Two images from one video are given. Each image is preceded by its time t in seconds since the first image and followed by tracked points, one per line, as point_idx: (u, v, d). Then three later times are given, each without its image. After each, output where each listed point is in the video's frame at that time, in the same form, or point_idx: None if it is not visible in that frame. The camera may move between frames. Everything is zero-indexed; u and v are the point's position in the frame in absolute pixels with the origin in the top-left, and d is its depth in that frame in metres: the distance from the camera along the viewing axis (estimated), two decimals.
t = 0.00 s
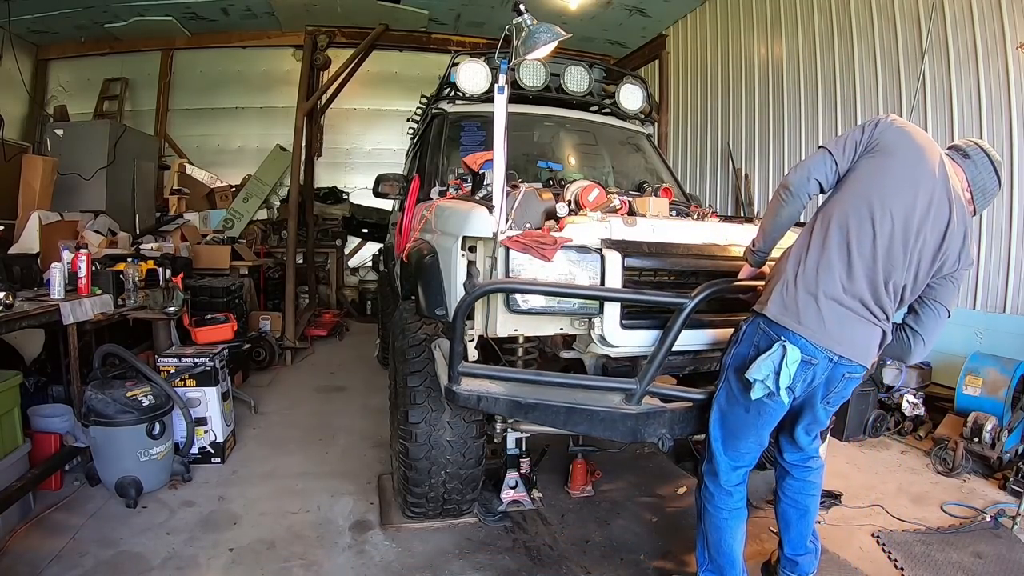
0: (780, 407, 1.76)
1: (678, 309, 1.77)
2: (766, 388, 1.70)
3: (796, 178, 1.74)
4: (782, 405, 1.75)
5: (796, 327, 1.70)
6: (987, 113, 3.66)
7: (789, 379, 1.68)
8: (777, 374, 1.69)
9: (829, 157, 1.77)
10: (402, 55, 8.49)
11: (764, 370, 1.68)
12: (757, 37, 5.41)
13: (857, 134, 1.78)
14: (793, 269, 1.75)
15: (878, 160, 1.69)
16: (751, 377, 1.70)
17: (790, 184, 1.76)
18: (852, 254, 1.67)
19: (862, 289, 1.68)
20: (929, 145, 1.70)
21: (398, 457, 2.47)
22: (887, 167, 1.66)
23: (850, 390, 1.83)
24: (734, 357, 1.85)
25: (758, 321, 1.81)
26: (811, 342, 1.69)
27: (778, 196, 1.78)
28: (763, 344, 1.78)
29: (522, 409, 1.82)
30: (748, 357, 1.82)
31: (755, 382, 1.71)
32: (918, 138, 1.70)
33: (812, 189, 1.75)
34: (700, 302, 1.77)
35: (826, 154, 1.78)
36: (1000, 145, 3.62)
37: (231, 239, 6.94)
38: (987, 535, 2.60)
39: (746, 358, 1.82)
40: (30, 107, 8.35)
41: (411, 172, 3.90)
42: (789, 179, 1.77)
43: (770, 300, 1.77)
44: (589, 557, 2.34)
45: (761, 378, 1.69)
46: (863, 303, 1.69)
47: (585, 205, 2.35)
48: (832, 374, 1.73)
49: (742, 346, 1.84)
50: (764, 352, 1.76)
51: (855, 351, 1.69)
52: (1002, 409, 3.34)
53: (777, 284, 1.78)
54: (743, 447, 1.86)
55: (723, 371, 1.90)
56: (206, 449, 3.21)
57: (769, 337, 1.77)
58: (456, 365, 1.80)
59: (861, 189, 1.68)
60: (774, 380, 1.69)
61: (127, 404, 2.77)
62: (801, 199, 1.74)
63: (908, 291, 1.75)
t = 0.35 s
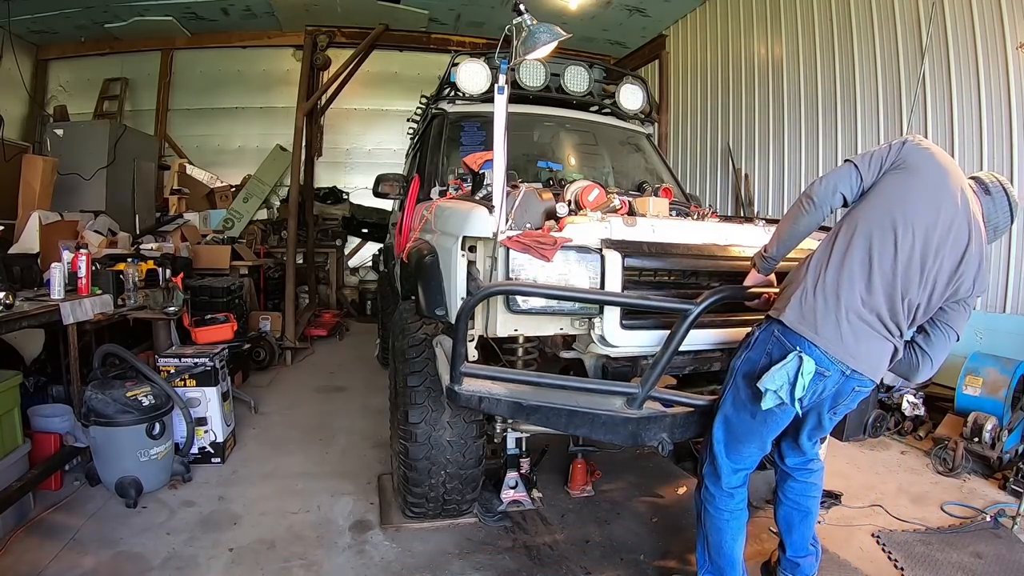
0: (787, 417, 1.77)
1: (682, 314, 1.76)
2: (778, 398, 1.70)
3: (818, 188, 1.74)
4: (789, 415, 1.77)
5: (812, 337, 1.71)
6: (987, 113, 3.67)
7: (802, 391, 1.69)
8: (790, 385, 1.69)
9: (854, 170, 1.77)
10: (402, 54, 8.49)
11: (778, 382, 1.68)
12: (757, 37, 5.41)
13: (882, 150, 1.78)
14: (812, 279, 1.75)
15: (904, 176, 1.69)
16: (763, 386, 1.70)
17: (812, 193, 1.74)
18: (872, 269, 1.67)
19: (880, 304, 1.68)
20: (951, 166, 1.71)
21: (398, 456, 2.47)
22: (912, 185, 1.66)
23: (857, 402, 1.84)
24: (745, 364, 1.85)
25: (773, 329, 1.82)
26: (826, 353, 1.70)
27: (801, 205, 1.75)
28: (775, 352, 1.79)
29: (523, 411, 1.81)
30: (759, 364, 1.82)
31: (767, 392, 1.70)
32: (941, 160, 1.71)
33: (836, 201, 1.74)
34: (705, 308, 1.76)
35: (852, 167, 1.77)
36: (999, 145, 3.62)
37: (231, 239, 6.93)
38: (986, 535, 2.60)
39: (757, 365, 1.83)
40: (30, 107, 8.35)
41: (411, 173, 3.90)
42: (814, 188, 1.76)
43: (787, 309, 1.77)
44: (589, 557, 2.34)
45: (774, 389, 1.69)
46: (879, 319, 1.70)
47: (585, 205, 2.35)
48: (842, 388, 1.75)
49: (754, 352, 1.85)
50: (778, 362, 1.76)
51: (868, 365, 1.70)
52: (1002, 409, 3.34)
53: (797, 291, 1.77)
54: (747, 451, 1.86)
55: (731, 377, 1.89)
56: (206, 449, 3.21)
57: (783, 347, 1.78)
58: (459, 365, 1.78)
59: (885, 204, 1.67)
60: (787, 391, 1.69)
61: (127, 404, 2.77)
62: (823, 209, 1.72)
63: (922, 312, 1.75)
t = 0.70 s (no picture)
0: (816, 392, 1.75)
1: (712, 298, 1.71)
2: (797, 372, 1.69)
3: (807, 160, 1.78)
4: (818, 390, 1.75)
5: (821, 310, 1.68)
6: (987, 113, 3.67)
7: (821, 361, 1.68)
8: (808, 359, 1.68)
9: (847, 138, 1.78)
10: (402, 55, 8.49)
11: (796, 355, 1.68)
12: (757, 37, 5.41)
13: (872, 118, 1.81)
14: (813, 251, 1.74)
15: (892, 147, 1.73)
16: (781, 362, 1.69)
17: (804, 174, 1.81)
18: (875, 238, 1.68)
19: (886, 274, 1.69)
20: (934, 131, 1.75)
21: (398, 456, 2.47)
22: (898, 156, 1.70)
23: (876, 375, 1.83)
24: (758, 349, 1.82)
25: (781, 308, 1.79)
26: (839, 323, 1.68)
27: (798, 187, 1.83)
28: (787, 331, 1.77)
29: (545, 397, 1.76)
30: (772, 346, 1.80)
31: (785, 367, 1.69)
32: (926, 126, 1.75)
33: (828, 168, 1.76)
34: (736, 293, 1.71)
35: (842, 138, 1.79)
36: (999, 145, 3.62)
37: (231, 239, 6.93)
38: (986, 535, 2.60)
39: (769, 348, 1.80)
40: (30, 107, 8.36)
41: (411, 173, 3.90)
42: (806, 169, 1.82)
43: (792, 278, 1.75)
44: (589, 557, 2.34)
45: (793, 363, 1.68)
46: (886, 289, 1.70)
47: (585, 205, 2.35)
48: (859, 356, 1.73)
49: (767, 335, 1.82)
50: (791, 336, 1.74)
51: (880, 330, 1.69)
52: (1002, 409, 3.34)
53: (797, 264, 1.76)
54: (768, 446, 1.83)
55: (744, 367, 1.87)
56: (206, 449, 3.21)
57: (794, 323, 1.75)
58: (477, 347, 1.71)
59: (879, 171, 1.70)
60: (806, 363, 1.68)
61: (127, 404, 2.77)
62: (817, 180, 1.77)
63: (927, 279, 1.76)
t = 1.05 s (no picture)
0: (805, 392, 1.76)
1: (706, 289, 1.74)
2: (784, 374, 1.70)
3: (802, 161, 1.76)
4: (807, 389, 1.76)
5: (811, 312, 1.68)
6: (987, 113, 3.67)
7: (807, 362, 1.69)
8: (794, 359, 1.69)
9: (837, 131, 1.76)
10: (402, 55, 8.49)
11: (782, 357, 1.68)
12: (757, 37, 5.41)
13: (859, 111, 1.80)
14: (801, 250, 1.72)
15: (877, 144, 1.74)
16: (768, 364, 1.69)
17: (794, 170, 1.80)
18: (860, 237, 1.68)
19: (871, 273, 1.70)
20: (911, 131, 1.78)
21: (398, 456, 2.47)
22: (883, 156, 1.72)
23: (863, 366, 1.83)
24: (742, 352, 1.81)
25: (766, 308, 1.77)
26: (828, 324, 1.68)
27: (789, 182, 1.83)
28: (772, 331, 1.75)
29: (537, 390, 1.78)
30: (756, 349, 1.78)
31: (772, 369, 1.70)
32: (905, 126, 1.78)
33: (823, 169, 1.75)
34: (728, 284, 1.75)
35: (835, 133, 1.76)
36: (999, 145, 3.62)
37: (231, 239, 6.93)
38: (987, 535, 2.60)
39: (754, 350, 1.78)
40: (30, 107, 8.36)
41: (411, 172, 3.90)
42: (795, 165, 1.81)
43: (779, 277, 1.73)
44: (589, 557, 2.34)
45: (778, 364, 1.69)
46: (872, 288, 1.70)
47: (585, 205, 2.35)
48: (846, 353, 1.74)
49: (751, 336, 1.80)
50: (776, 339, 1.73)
51: (866, 329, 1.70)
52: (1002, 409, 3.34)
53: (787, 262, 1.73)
54: (758, 446, 1.82)
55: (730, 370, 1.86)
56: (206, 449, 3.21)
57: (779, 325, 1.74)
58: (470, 343, 1.74)
59: (866, 169, 1.71)
60: (791, 364, 1.69)
61: (127, 404, 2.77)
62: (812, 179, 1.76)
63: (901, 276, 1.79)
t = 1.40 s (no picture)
0: (832, 390, 1.77)
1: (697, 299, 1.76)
2: (822, 372, 1.68)
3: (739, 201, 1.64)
4: (834, 387, 1.76)
5: (841, 320, 1.65)
6: (987, 113, 3.67)
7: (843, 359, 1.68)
8: (832, 357, 1.67)
9: (778, 139, 1.61)
10: (402, 55, 8.49)
11: (821, 356, 1.66)
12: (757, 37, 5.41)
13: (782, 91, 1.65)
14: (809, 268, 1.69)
15: (820, 134, 1.65)
16: (807, 363, 1.66)
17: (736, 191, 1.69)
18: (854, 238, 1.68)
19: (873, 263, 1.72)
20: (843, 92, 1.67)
21: (398, 456, 2.47)
22: (844, 151, 1.66)
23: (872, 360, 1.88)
24: (768, 354, 1.76)
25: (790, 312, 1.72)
26: (859, 321, 1.68)
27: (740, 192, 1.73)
28: (801, 333, 1.71)
29: (542, 411, 1.78)
30: (784, 351, 1.73)
31: (811, 369, 1.67)
32: (834, 87, 1.66)
33: (769, 202, 1.62)
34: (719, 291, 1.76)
35: (768, 155, 1.59)
36: (999, 145, 3.62)
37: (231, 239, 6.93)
38: (986, 535, 2.60)
39: (783, 352, 1.73)
40: (30, 107, 8.36)
41: (411, 173, 3.90)
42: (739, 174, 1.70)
43: (801, 300, 1.69)
44: (589, 557, 2.34)
45: (818, 364, 1.66)
46: (877, 273, 1.73)
47: (585, 205, 2.35)
48: (874, 337, 1.78)
49: (776, 339, 1.74)
50: (810, 341, 1.69)
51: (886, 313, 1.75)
52: (1002, 409, 3.34)
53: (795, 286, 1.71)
54: (778, 446, 1.79)
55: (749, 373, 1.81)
56: (206, 449, 3.21)
57: (809, 327, 1.70)
58: (469, 366, 1.75)
59: (835, 174, 1.66)
60: (830, 362, 1.67)
61: (127, 404, 2.77)
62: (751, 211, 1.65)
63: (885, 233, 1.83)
